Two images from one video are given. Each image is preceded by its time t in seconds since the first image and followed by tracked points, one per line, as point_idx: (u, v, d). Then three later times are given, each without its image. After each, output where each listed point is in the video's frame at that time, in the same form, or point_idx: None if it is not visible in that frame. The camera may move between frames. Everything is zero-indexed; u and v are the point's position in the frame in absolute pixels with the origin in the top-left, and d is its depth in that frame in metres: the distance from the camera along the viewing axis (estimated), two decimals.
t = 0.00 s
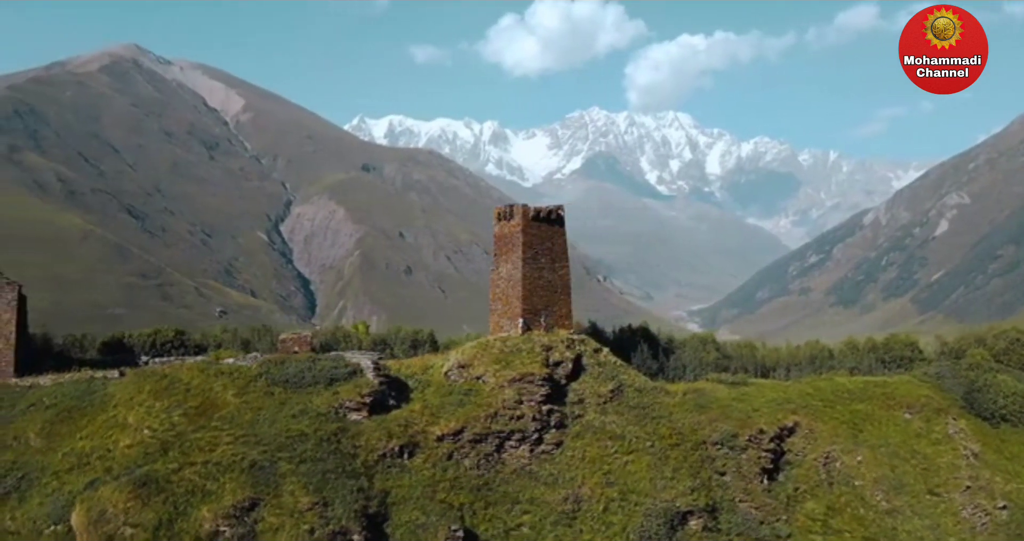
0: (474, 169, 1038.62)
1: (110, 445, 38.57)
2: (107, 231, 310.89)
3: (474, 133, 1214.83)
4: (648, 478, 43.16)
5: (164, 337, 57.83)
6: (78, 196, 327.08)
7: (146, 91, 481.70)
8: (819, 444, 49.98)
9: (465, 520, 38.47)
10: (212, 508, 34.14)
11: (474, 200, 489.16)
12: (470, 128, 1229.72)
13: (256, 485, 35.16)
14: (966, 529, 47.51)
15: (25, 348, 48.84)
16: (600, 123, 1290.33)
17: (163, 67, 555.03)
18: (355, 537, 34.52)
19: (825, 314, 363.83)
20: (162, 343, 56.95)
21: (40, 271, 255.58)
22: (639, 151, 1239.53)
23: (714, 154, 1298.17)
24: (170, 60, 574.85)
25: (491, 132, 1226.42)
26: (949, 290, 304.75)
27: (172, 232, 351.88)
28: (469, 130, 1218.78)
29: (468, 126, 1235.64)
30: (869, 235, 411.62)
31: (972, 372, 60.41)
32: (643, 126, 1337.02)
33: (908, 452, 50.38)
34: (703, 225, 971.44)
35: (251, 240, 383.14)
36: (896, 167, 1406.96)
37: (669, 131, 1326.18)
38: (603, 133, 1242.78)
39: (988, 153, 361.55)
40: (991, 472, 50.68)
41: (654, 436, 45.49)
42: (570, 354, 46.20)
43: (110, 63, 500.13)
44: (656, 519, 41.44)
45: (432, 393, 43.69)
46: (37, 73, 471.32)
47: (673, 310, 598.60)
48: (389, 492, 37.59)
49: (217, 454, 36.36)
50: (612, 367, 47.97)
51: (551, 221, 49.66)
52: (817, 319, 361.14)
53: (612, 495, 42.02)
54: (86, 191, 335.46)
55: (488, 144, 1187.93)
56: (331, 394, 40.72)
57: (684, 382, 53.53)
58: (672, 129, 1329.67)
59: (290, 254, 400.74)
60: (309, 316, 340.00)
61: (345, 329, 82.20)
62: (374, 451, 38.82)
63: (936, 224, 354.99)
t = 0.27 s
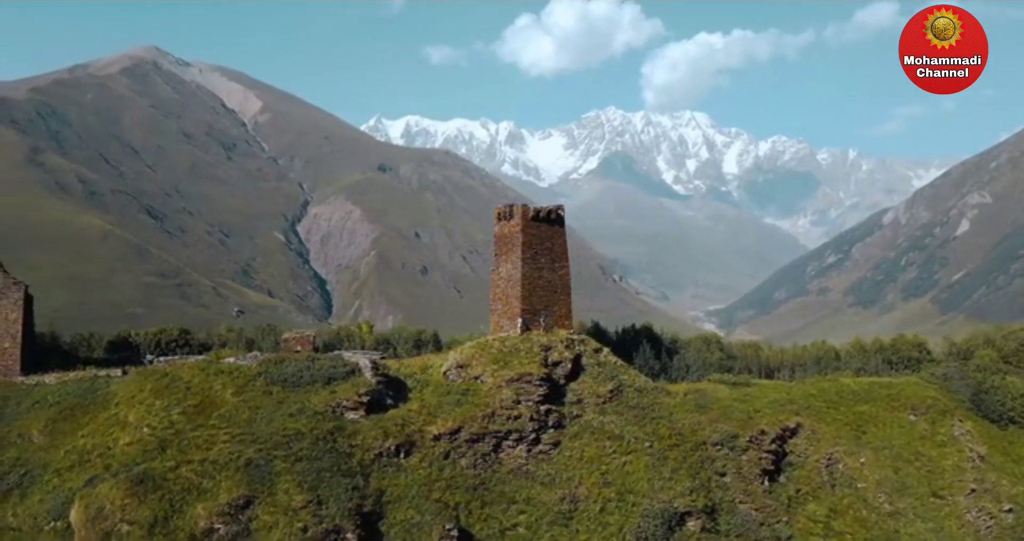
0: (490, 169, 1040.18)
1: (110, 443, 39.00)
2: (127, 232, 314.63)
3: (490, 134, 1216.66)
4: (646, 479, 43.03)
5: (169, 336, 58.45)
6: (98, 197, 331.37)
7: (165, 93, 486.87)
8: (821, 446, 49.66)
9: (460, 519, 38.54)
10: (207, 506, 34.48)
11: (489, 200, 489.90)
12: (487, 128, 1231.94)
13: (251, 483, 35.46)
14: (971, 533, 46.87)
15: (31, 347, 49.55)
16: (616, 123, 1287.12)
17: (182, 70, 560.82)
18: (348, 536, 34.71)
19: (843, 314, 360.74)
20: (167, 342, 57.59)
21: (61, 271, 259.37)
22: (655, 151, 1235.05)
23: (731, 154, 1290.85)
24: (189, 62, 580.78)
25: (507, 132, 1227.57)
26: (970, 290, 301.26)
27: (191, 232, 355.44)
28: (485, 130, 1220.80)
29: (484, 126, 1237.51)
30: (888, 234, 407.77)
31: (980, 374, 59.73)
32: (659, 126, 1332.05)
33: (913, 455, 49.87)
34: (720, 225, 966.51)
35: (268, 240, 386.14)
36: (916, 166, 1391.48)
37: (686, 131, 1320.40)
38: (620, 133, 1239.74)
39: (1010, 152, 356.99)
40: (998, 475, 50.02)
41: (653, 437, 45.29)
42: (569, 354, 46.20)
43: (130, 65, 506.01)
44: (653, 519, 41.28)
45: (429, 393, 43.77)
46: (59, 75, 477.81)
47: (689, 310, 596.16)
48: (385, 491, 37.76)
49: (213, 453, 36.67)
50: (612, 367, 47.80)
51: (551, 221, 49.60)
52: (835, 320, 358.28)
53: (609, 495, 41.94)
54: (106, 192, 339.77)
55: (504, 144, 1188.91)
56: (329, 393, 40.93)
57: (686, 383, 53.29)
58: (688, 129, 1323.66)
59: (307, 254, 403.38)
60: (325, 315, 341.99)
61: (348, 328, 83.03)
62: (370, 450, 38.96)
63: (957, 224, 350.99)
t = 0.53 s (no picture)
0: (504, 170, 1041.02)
1: (111, 441, 39.40)
2: (144, 232, 317.76)
3: (504, 134, 1217.33)
4: (645, 479, 42.90)
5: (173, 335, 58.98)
6: (116, 198, 335.03)
7: (182, 94, 491.41)
8: (824, 446, 49.29)
9: (456, 520, 38.58)
10: (203, 503, 34.81)
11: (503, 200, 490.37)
12: (501, 128, 1232.95)
13: (247, 482, 35.76)
14: (975, 535, 46.33)
15: (36, 346, 50.19)
16: (631, 122, 1284.01)
17: (198, 72, 566.17)
18: (343, 535, 34.94)
19: (859, 314, 357.99)
20: (171, 341, 58.09)
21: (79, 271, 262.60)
22: (670, 150, 1230.54)
23: (746, 153, 1284.01)
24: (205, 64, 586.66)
25: (521, 132, 1227.77)
26: (989, 290, 298.06)
27: (206, 232, 358.46)
28: (499, 130, 1221.52)
29: (498, 126, 1238.40)
30: (905, 234, 404.18)
31: (988, 375, 59.17)
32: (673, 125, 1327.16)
33: (917, 456, 49.33)
34: (735, 225, 961.82)
35: (283, 240, 388.70)
36: (935, 165, 1377.34)
37: (701, 130, 1314.92)
38: (634, 132, 1236.50)
39: None
40: (1004, 477, 49.37)
41: (652, 437, 45.13)
42: (568, 354, 46.16)
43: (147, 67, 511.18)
44: (651, 519, 41.12)
45: (428, 392, 43.85)
46: (78, 78, 483.48)
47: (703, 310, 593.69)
48: (381, 490, 37.85)
49: (211, 451, 36.96)
50: (612, 367, 47.67)
51: (551, 221, 49.58)
52: (852, 320, 355.54)
53: (607, 496, 41.80)
54: (124, 193, 343.34)
55: (518, 144, 1189.13)
56: (327, 392, 41.07)
57: (688, 383, 53.03)
58: (703, 128, 1318.03)
59: (322, 254, 405.37)
60: (340, 315, 343.49)
61: (351, 329, 83.20)
62: (367, 450, 39.09)
63: (975, 223, 347.46)
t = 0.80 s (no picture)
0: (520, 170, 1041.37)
1: (111, 439, 39.84)
2: (163, 233, 321.28)
3: (520, 134, 1217.59)
4: (642, 479, 42.81)
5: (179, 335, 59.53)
6: (135, 198, 339.19)
7: (200, 96, 496.62)
8: (826, 448, 48.89)
9: (451, 518, 38.68)
10: (199, 501, 35.12)
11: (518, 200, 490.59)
12: (517, 128, 1233.62)
13: (243, 480, 36.05)
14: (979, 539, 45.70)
15: (44, 344, 50.95)
16: (647, 122, 1279.38)
17: (217, 73, 572.66)
18: (337, 533, 35.17)
19: (879, 315, 354.64)
20: (177, 340, 58.65)
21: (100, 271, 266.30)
22: (687, 150, 1224.33)
23: (763, 152, 1275.24)
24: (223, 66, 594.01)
25: (537, 132, 1227.68)
26: (1012, 290, 294.00)
27: (224, 233, 361.80)
28: (515, 130, 1221.70)
29: (514, 126, 1238.79)
30: (926, 233, 399.75)
31: (997, 376, 58.58)
32: (690, 125, 1321.29)
33: (921, 458, 48.76)
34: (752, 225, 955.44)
35: (300, 240, 391.42)
36: (956, 163, 1360.06)
37: (718, 130, 1307.49)
38: (651, 132, 1232.21)
39: None
40: (1010, 479, 48.65)
41: (651, 437, 44.99)
42: (567, 354, 46.19)
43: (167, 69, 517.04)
44: (648, 520, 40.97)
45: (427, 391, 43.94)
46: (99, 80, 489.86)
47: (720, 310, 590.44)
48: (376, 488, 38.02)
49: (208, 449, 37.30)
50: (612, 367, 47.56)
51: (551, 220, 49.55)
52: (871, 320, 352.15)
53: (604, 496, 41.76)
54: (143, 193, 347.50)
55: (535, 144, 1189.04)
56: (325, 391, 41.33)
57: (689, 383, 52.84)
58: (720, 127, 1311.21)
59: (338, 254, 407.74)
60: (356, 315, 345.08)
61: (353, 329, 83.70)
62: (364, 448, 39.29)
63: (998, 222, 343.10)
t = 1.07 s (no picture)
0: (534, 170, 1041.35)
1: (113, 437, 40.19)
2: (179, 233, 324.18)
3: (534, 134, 1217.32)
4: (640, 480, 42.73)
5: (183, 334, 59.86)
6: (151, 199, 342.67)
7: (216, 98, 500.98)
8: (828, 449, 48.59)
9: (448, 517, 38.74)
10: (195, 499, 35.34)
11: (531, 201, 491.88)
12: (531, 129, 1233.43)
13: (239, 478, 36.26)
14: None
15: (49, 343, 51.48)
16: (661, 121, 1274.85)
17: (233, 75, 579.22)
18: (332, 532, 35.44)
19: (896, 315, 351.21)
20: (181, 340, 59.13)
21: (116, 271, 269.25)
22: (702, 149, 1218.52)
23: (779, 151, 1267.45)
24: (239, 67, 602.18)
25: (551, 132, 1226.65)
26: None
27: (239, 233, 364.60)
28: (529, 130, 1221.82)
29: (528, 126, 1238.97)
30: (944, 233, 395.47)
31: (1004, 377, 58.00)
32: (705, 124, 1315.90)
33: (925, 460, 48.29)
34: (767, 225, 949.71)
35: (314, 240, 393.63)
36: (975, 162, 1344.47)
37: (733, 129, 1300.99)
38: (665, 131, 1227.77)
39: None
40: (1016, 481, 47.99)
41: (650, 437, 44.90)
42: (566, 354, 46.27)
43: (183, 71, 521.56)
44: (645, 520, 40.87)
45: (426, 390, 44.07)
46: (116, 82, 495.22)
47: (735, 310, 587.64)
48: (373, 488, 38.19)
49: (206, 448, 37.52)
50: (612, 367, 47.58)
51: (551, 220, 49.53)
52: (888, 321, 348.83)
53: (601, 496, 41.70)
54: (160, 194, 351.00)
55: (548, 144, 1188.16)
56: (323, 390, 41.54)
57: (690, 383, 52.69)
58: (735, 126, 1304.48)
59: (352, 254, 409.65)
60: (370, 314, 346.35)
61: (355, 329, 83.83)
62: (361, 447, 39.42)
63: (1017, 222, 338.74)
